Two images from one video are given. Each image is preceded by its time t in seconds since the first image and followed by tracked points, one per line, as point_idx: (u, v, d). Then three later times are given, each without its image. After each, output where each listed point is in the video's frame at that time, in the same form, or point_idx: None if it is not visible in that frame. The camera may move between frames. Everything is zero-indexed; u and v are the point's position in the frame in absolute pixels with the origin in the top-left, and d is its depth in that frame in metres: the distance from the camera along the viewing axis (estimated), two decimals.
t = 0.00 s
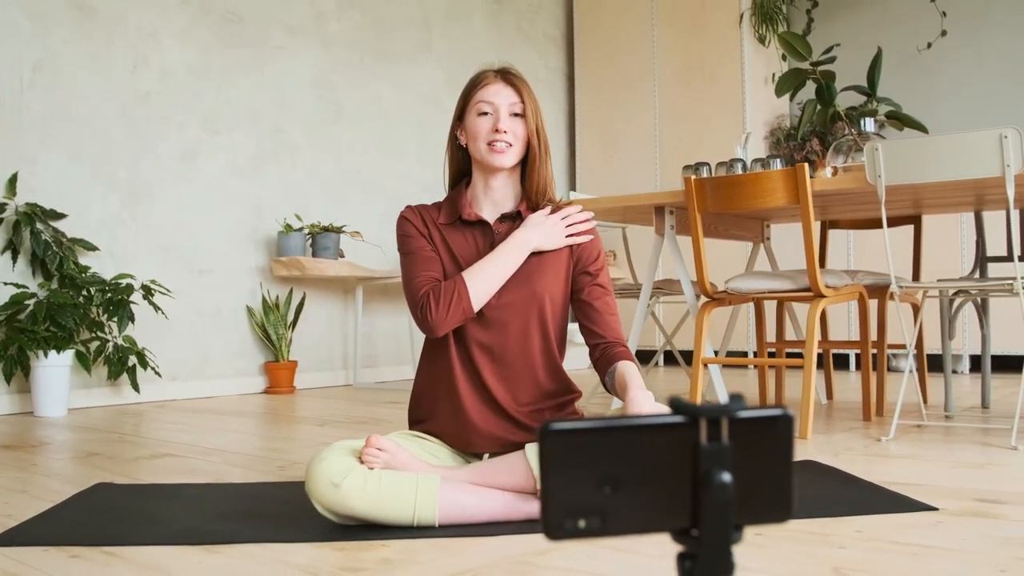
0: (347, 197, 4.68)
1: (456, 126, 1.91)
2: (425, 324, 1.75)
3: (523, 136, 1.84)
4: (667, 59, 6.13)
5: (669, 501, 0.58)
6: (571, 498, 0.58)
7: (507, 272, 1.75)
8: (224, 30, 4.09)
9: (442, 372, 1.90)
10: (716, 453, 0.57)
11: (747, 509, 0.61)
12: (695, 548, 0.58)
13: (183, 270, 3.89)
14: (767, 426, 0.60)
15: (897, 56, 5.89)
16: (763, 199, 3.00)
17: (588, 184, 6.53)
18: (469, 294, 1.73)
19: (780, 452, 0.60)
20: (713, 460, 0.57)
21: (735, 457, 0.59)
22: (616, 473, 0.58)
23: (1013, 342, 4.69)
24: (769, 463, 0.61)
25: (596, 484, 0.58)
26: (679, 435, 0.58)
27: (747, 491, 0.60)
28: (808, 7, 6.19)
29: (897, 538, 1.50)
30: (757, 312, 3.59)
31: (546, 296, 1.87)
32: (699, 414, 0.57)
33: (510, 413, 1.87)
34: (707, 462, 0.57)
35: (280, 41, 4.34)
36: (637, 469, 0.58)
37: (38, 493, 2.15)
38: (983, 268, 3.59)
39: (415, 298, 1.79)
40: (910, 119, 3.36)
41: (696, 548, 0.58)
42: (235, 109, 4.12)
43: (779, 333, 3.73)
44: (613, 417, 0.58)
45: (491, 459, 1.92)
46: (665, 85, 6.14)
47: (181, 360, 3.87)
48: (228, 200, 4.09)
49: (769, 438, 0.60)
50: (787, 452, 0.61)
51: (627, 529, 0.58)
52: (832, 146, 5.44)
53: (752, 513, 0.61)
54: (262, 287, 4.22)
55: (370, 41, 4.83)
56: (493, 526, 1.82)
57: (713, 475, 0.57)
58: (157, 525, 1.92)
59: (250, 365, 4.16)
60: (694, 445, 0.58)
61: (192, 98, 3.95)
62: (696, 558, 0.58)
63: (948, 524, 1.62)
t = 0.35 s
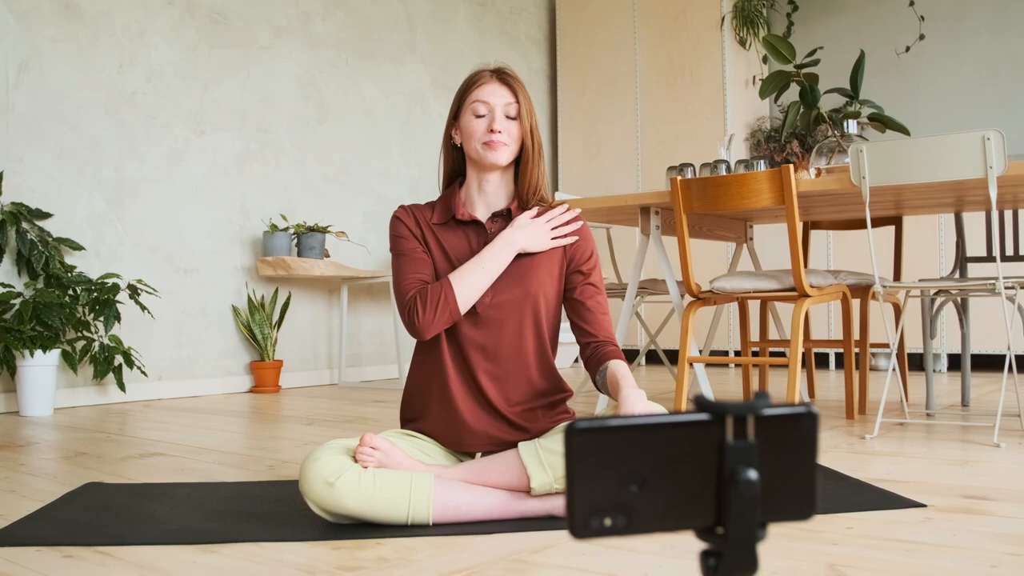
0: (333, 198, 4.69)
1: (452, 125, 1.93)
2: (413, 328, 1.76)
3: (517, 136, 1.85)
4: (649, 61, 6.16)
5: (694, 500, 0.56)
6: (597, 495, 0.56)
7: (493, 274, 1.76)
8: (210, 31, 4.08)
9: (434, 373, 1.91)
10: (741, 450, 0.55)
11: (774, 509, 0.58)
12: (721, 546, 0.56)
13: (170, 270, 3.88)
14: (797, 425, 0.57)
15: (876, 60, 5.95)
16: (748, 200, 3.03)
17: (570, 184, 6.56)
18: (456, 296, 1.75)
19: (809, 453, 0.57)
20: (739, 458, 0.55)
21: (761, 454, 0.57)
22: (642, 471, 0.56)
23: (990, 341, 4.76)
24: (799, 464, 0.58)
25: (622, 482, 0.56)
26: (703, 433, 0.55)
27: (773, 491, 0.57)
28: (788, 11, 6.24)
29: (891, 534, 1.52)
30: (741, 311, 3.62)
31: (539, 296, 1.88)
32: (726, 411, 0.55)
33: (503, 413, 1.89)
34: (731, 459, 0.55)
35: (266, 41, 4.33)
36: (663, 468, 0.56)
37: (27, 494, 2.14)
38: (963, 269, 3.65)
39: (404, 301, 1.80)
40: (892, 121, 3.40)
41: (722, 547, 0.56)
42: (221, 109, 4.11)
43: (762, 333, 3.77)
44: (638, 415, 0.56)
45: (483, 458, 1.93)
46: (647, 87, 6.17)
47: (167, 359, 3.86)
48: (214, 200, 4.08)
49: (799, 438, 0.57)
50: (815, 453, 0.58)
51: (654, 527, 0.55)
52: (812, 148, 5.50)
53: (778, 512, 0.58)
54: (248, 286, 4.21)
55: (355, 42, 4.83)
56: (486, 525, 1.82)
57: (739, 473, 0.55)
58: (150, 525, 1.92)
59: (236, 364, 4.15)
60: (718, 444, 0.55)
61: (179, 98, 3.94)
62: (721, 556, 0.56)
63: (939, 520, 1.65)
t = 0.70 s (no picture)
0: (318, 198, 4.69)
1: (444, 125, 1.94)
2: (395, 333, 1.77)
3: (509, 135, 1.87)
4: (631, 63, 6.19)
5: (712, 501, 0.54)
6: (616, 494, 0.54)
7: (480, 276, 1.76)
8: (196, 31, 4.07)
9: (424, 374, 1.92)
10: (760, 450, 0.54)
11: (790, 510, 0.56)
12: (737, 546, 0.55)
13: (155, 270, 3.87)
14: (813, 427, 0.56)
15: (857, 63, 6.02)
16: (734, 201, 3.06)
17: (554, 184, 6.58)
18: (438, 303, 1.74)
19: (825, 455, 0.56)
20: (757, 458, 0.54)
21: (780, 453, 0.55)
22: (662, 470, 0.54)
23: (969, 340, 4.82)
24: (818, 467, 0.56)
25: (642, 481, 0.54)
26: (721, 433, 0.54)
27: (792, 491, 0.56)
28: (769, 14, 6.30)
29: (880, 531, 1.55)
30: (726, 311, 3.65)
31: (530, 295, 1.90)
32: (745, 411, 0.54)
33: (494, 413, 1.90)
34: (749, 459, 0.54)
35: (252, 41, 4.33)
36: (681, 466, 0.54)
37: (16, 496, 2.14)
38: (943, 269, 3.70)
39: (387, 305, 1.81)
40: (874, 122, 3.45)
41: (739, 546, 0.54)
42: (206, 109, 4.10)
43: (746, 332, 3.81)
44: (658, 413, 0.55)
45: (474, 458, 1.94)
46: (630, 88, 6.20)
47: (152, 359, 3.84)
48: (200, 200, 4.07)
49: (815, 438, 0.56)
50: (831, 455, 0.57)
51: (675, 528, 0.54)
52: (792, 149, 5.56)
53: (795, 513, 0.56)
54: (233, 286, 4.21)
55: (340, 43, 4.83)
56: (478, 523, 1.83)
57: (757, 472, 0.53)
58: (141, 525, 1.92)
59: (221, 363, 4.15)
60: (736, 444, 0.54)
61: (166, 99, 3.92)
62: (737, 556, 0.55)
63: (926, 517, 1.68)
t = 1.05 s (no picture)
0: (304, 198, 4.69)
1: (431, 125, 1.95)
2: (395, 325, 1.78)
3: (497, 136, 1.88)
4: (614, 64, 6.22)
5: (724, 498, 0.54)
6: (627, 491, 0.54)
7: (476, 273, 1.78)
8: (182, 31, 4.06)
9: (415, 371, 1.93)
10: (771, 447, 0.54)
11: (799, 505, 0.56)
12: (748, 542, 0.54)
13: (141, 270, 3.86)
14: (823, 424, 0.55)
15: (837, 66, 6.07)
16: (719, 201, 3.09)
17: (538, 185, 6.60)
18: (438, 295, 1.76)
19: (835, 450, 0.56)
20: (769, 455, 0.54)
21: (791, 450, 0.55)
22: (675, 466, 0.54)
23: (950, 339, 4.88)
24: (828, 464, 0.56)
25: (654, 477, 0.54)
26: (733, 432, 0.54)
27: (803, 489, 0.56)
28: (751, 17, 6.35)
29: (867, 527, 1.59)
30: (710, 311, 3.68)
31: (521, 293, 1.92)
32: (756, 408, 0.53)
33: (486, 411, 1.92)
34: (761, 456, 0.54)
35: (238, 42, 4.32)
36: (693, 462, 0.54)
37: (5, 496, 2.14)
38: (924, 270, 3.75)
39: (386, 297, 1.82)
40: (857, 125, 3.49)
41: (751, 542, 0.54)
42: (193, 109, 4.09)
43: (730, 332, 3.84)
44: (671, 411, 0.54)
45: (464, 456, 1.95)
46: (613, 90, 6.23)
47: (138, 359, 3.83)
48: (186, 200, 4.06)
49: (824, 435, 0.56)
50: (840, 452, 0.56)
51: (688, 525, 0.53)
52: (774, 151, 5.61)
53: (804, 509, 0.56)
54: (219, 286, 4.20)
55: (325, 43, 4.82)
56: (470, 521, 1.85)
57: (768, 470, 0.53)
58: (131, 524, 1.93)
59: (207, 363, 4.14)
60: (748, 440, 0.54)
61: (151, 99, 3.91)
62: (749, 552, 0.54)
63: (912, 514, 1.71)
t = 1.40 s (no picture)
0: (292, 198, 4.69)
1: (424, 125, 1.97)
2: (385, 321, 1.79)
3: (490, 136, 1.91)
4: (600, 65, 6.25)
5: (738, 496, 0.55)
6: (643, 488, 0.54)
7: (468, 271, 1.80)
8: (171, 32, 4.06)
9: (409, 367, 1.95)
10: (785, 445, 0.54)
11: (813, 503, 0.56)
12: (762, 539, 0.55)
13: (130, 270, 3.85)
14: (837, 422, 0.56)
15: (821, 69, 6.13)
16: (706, 202, 3.12)
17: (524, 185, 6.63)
18: (429, 292, 1.78)
19: (847, 448, 0.56)
20: (783, 452, 0.54)
21: (805, 448, 0.55)
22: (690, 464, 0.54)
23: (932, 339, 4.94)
24: (843, 462, 0.56)
25: (669, 475, 0.54)
26: (748, 429, 0.54)
27: (816, 486, 0.56)
28: (735, 20, 6.39)
29: (855, 524, 1.61)
30: (697, 310, 3.71)
31: (513, 291, 1.94)
32: (770, 407, 0.54)
33: (478, 407, 1.94)
34: (774, 454, 0.54)
35: (227, 42, 4.32)
36: (708, 459, 0.54)
37: None
38: (907, 270, 3.79)
39: (377, 293, 1.83)
40: (842, 127, 3.53)
41: (765, 540, 0.54)
42: (182, 109, 4.09)
43: (718, 331, 3.87)
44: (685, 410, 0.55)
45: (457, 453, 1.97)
46: (599, 92, 6.26)
47: (127, 358, 3.83)
48: (175, 199, 4.06)
49: (837, 433, 0.56)
50: (852, 449, 0.56)
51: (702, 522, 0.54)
52: (758, 152, 5.67)
53: (818, 507, 0.56)
54: (208, 285, 4.20)
55: (313, 44, 4.83)
56: (463, 519, 1.87)
57: (782, 467, 0.54)
58: (126, 523, 1.94)
59: (196, 362, 4.14)
60: (761, 437, 0.54)
61: (141, 99, 3.91)
62: (762, 549, 0.55)
63: (900, 510, 1.75)
